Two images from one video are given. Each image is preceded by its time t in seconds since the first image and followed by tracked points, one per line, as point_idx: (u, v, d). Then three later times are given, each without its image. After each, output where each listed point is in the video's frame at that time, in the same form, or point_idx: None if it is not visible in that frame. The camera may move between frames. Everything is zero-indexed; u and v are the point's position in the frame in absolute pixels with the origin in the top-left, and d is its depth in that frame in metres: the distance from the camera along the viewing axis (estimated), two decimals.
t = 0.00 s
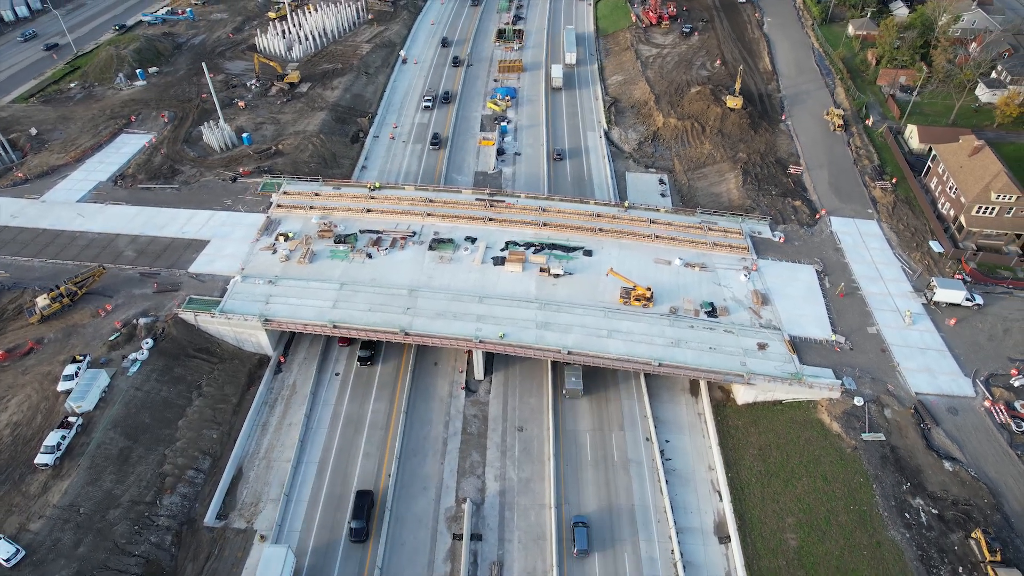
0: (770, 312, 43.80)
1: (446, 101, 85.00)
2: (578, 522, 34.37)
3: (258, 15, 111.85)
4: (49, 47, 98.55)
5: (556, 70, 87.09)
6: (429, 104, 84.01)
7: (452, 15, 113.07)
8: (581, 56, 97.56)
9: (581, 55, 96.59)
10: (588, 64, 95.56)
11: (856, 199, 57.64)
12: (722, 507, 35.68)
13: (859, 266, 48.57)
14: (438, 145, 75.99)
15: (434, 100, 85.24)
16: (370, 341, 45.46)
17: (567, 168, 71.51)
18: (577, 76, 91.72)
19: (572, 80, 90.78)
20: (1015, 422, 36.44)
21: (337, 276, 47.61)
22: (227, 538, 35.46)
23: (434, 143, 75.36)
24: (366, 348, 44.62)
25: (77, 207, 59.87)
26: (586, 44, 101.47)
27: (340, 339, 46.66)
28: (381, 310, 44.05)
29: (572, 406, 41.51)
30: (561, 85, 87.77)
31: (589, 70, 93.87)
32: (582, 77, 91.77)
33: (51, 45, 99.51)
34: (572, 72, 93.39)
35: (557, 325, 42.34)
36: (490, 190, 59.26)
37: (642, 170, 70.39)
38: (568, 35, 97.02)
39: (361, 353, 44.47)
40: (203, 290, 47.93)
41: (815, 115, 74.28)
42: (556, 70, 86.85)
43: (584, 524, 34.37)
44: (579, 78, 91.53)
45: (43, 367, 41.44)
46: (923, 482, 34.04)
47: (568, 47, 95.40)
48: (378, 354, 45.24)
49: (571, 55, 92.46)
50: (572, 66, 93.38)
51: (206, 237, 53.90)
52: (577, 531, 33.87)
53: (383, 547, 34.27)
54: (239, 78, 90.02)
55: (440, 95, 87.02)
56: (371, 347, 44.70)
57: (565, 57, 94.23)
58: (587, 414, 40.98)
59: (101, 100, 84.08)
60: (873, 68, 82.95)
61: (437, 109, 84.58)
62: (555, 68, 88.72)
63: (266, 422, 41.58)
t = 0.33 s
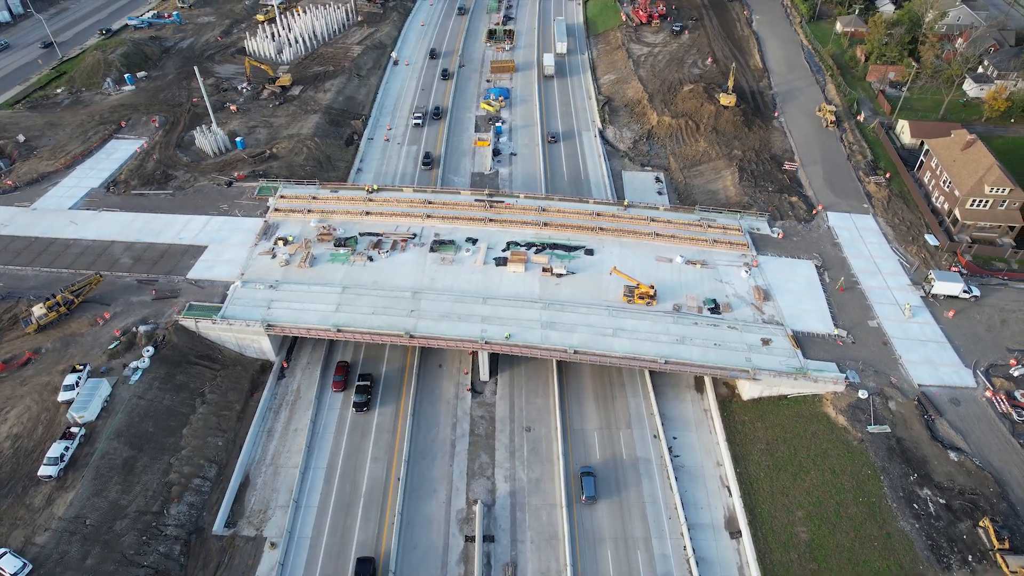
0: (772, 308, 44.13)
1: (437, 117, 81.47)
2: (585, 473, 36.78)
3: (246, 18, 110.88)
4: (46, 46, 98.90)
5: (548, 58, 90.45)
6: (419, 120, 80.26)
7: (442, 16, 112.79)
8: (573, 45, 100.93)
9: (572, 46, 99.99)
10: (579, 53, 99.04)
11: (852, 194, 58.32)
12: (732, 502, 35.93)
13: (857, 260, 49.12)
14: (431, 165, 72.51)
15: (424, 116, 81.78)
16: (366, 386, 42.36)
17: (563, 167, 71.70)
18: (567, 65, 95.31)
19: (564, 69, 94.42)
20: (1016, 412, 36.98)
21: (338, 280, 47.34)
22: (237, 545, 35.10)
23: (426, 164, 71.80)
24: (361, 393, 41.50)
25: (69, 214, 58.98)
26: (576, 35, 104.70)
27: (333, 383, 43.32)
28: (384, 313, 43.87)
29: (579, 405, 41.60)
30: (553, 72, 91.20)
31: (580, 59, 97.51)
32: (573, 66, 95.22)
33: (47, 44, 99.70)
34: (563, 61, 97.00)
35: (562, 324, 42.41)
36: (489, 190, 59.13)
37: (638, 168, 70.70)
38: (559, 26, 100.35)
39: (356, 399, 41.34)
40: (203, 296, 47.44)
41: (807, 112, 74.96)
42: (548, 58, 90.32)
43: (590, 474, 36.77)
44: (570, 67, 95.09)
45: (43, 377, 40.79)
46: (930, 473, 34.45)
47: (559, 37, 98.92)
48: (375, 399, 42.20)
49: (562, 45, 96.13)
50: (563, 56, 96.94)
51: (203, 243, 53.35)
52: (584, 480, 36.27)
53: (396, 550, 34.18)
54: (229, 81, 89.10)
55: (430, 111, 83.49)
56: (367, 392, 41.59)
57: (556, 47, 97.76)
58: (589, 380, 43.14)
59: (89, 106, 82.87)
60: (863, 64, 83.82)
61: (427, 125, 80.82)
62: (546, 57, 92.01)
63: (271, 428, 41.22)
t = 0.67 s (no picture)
0: (774, 303, 44.49)
1: (429, 135, 77.61)
2: (587, 428, 39.25)
3: (234, 21, 109.90)
4: (44, 42, 100.77)
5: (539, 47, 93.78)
6: (410, 139, 76.32)
7: (432, 17, 112.48)
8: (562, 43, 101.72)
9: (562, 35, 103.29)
10: (569, 43, 102.33)
11: (847, 189, 59.00)
12: (741, 497, 36.19)
13: (855, 254, 49.68)
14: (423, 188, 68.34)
15: (415, 134, 78.02)
16: (365, 435, 39.22)
17: (559, 167, 71.88)
18: (558, 55, 98.48)
19: (554, 58, 97.74)
20: (1017, 401, 37.54)
21: (340, 283, 47.07)
22: (247, 553, 34.77)
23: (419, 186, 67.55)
24: (360, 443, 38.40)
25: (62, 221, 58.06)
26: (565, 25, 108.07)
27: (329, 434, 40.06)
28: (388, 316, 43.68)
29: (585, 404, 41.63)
30: (544, 61, 94.54)
31: (570, 48, 100.82)
32: (563, 55, 98.40)
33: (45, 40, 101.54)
34: (553, 50, 100.30)
35: (567, 323, 42.48)
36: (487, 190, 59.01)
37: (634, 167, 70.98)
38: (548, 16, 103.28)
39: (354, 450, 38.23)
40: (203, 302, 46.96)
41: (799, 108, 75.62)
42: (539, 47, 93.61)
43: (594, 429, 39.23)
44: (561, 56, 98.39)
45: (42, 388, 40.11)
46: (936, 463, 34.88)
47: (549, 26, 102.09)
48: (374, 450, 39.09)
49: (553, 35, 99.39)
50: (553, 45, 100.13)
51: (201, 249, 52.79)
52: (588, 435, 38.76)
53: (408, 553, 34.09)
54: (220, 85, 88.21)
55: (422, 128, 79.71)
56: (366, 442, 38.48)
57: (546, 37, 101.12)
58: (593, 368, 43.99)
59: (77, 112, 81.69)
60: (852, 61, 84.74)
61: (419, 144, 76.98)
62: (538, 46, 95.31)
63: (277, 433, 40.93)
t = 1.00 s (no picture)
0: (776, 298, 44.86)
1: (422, 153, 73.99)
2: (588, 387, 41.61)
3: (222, 24, 108.81)
4: (40, 40, 101.77)
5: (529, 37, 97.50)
6: (403, 160, 72.52)
7: (421, 18, 112.19)
8: (553, 43, 101.84)
9: (551, 26, 106.66)
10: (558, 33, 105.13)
11: (842, 184, 59.63)
12: (750, 491, 36.46)
13: (853, 249, 50.23)
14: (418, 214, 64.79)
15: (408, 153, 74.38)
16: (367, 492, 36.25)
17: (555, 167, 71.95)
18: (548, 44, 101.78)
19: (544, 47, 101.13)
20: (1017, 390, 38.20)
21: (342, 287, 46.81)
22: (258, 561, 34.50)
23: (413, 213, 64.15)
24: (362, 502, 35.49)
25: (54, 229, 57.19)
26: (554, 16, 110.90)
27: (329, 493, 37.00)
28: (392, 318, 43.51)
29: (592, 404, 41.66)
30: (534, 50, 98.09)
31: (559, 38, 103.94)
32: (553, 44, 101.83)
33: (40, 37, 102.55)
34: (543, 40, 103.23)
35: (573, 323, 42.58)
36: (485, 191, 58.88)
37: (630, 165, 71.25)
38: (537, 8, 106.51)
39: (356, 509, 35.30)
40: (203, 308, 46.49)
41: (791, 105, 76.33)
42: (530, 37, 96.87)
43: (594, 389, 41.57)
44: (550, 45, 101.61)
45: (42, 398, 39.50)
46: (941, 453, 35.36)
47: (538, 18, 105.82)
48: (378, 507, 36.20)
49: (542, 25, 102.59)
50: (542, 35, 103.05)
51: (199, 254, 52.25)
52: (589, 394, 41.13)
53: (421, 556, 34.01)
54: (210, 89, 87.29)
55: (415, 146, 76.01)
56: (368, 500, 35.65)
57: (536, 28, 103.89)
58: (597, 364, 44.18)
59: (65, 117, 80.48)
60: (841, 57, 85.65)
61: (413, 164, 73.30)
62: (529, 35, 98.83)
63: (283, 439, 40.64)
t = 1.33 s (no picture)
0: (778, 294, 45.22)
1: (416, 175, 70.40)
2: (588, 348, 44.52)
3: (209, 27, 107.64)
4: (34, 37, 102.54)
5: (518, 32, 99.54)
6: (397, 181, 68.86)
7: (412, 19, 111.83)
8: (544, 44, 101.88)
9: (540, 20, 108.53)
10: (546, 24, 107.95)
11: (837, 180, 60.27)
12: (759, 485, 36.74)
13: (851, 243, 50.76)
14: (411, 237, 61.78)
15: (402, 174, 70.82)
16: (374, 556, 33.34)
17: (552, 167, 72.01)
18: (537, 36, 103.85)
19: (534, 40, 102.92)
20: (1016, 379, 38.88)
21: (344, 290, 46.55)
22: (269, 568, 34.25)
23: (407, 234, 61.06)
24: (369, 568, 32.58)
25: (47, 236, 56.28)
26: (543, 15, 111.04)
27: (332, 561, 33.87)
28: (396, 321, 43.31)
29: (599, 403, 41.73)
30: (524, 44, 99.90)
31: (549, 30, 105.93)
32: (544, 37, 103.70)
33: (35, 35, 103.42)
34: (533, 32, 105.33)
35: (578, 322, 42.67)
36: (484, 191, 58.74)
37: (626, 164, 71.50)
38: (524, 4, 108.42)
39: None
40: (204, 314, 46.03)
41: (783, 101, 77.03)
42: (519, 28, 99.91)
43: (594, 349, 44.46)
44: (540, 39, 103.36)
45: (42, 409, 38.87)
46: (946, 444, 35.88)
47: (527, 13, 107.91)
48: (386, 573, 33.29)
49: (531, 18, 104.81)
50: (532, 30, 104.86)
51: (197, 260, 51.69)
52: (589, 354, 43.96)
53: (434, 559, 33.92)
54: (200, 93, 86.34)
55: (409, 166, 72.96)
56: (375, 566, 32.79)
57: (524, 22, 105.98)
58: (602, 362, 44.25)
59: (53, 123, 79.26)
60: (831, 54, 86.50)
61: (407, 186, 69.73)
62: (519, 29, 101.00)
63: (289, 445, 40.30)
